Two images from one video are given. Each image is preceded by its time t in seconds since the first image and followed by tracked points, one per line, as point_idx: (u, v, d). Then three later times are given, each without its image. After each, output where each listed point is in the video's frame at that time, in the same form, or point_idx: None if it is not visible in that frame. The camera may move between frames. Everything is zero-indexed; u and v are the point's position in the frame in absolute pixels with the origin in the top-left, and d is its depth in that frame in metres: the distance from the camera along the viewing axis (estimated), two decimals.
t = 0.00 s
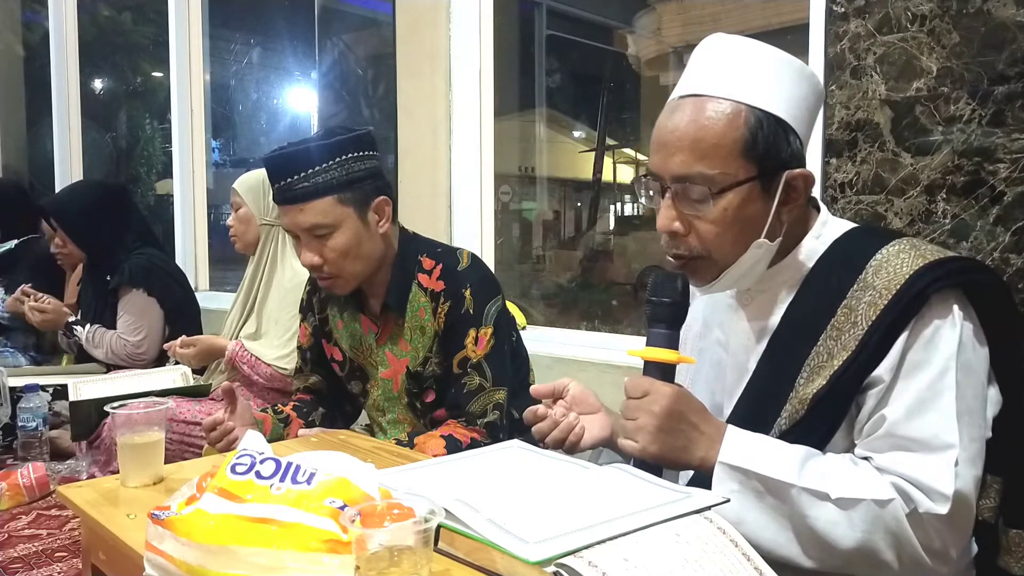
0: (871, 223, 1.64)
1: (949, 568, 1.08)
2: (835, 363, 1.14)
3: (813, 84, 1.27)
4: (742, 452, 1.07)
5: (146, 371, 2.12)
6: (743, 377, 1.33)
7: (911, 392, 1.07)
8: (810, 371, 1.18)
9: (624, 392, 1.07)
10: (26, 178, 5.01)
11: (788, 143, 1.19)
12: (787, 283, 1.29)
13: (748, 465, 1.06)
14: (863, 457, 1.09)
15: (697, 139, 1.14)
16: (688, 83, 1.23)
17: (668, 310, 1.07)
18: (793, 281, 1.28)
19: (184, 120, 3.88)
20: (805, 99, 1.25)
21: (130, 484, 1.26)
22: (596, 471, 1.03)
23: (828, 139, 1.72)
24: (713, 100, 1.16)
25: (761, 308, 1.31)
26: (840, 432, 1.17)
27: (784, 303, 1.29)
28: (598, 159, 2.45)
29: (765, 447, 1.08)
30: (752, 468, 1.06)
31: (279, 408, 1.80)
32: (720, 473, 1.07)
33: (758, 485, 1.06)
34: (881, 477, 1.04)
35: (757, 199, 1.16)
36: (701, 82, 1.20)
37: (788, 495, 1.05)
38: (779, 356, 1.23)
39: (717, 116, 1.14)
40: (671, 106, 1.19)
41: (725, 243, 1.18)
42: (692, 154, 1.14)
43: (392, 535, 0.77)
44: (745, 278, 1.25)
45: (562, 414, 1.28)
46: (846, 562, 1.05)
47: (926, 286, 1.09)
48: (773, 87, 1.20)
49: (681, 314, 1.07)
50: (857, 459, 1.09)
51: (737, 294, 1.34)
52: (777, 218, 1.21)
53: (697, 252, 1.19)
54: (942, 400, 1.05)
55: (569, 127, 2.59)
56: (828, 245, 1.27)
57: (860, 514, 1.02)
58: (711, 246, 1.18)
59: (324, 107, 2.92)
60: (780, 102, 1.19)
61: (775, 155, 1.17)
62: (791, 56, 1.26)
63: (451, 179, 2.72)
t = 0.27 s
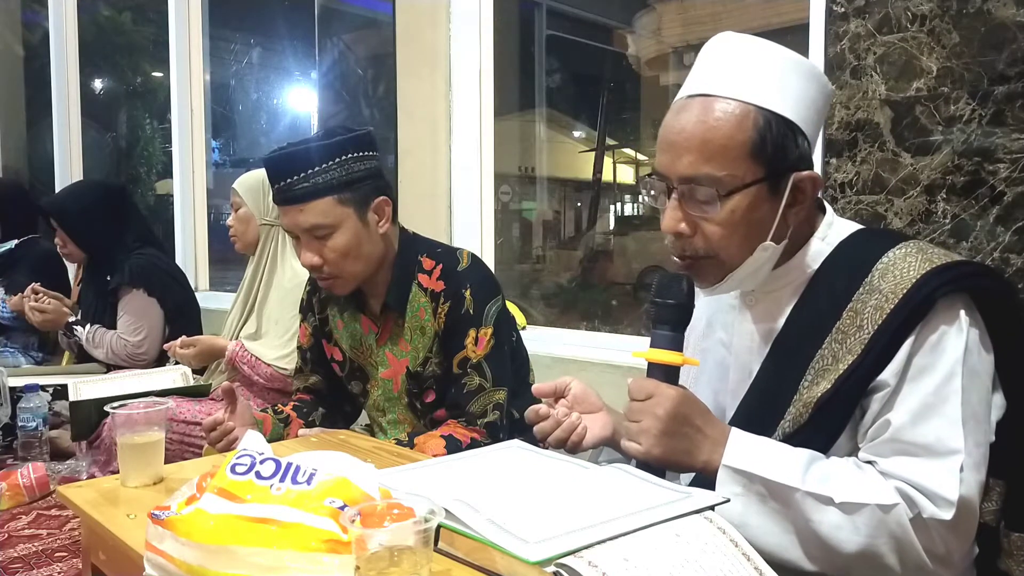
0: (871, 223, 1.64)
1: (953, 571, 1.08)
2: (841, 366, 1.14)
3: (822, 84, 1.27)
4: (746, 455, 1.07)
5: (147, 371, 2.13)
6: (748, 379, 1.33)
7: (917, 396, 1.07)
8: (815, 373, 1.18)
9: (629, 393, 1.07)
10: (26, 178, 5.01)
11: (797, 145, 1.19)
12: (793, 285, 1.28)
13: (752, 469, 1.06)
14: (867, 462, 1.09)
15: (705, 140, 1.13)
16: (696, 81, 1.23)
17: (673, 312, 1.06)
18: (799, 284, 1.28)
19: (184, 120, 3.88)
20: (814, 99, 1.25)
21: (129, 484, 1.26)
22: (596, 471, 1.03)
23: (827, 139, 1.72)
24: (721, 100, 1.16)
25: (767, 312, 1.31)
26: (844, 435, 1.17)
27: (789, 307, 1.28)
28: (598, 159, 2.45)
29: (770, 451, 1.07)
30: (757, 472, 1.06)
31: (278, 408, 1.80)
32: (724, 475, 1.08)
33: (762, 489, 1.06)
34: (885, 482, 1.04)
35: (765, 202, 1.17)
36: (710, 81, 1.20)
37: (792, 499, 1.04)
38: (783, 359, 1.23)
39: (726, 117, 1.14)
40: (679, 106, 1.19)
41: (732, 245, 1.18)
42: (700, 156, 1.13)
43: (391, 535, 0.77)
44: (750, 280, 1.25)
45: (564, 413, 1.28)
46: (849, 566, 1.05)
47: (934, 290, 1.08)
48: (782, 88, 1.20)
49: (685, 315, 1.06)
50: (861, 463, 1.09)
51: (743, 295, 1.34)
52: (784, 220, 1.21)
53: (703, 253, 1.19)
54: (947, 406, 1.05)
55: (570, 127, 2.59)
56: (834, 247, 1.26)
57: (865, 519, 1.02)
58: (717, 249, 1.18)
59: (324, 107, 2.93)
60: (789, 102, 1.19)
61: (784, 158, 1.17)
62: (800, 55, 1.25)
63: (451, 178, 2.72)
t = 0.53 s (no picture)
0: (871, 223, 1.64)
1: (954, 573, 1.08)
2: (844, 367, 1.14)
3: (824, 84, 1.27)
4: (748, 457, 1.07)
5: (147, 371, 2.13)
6: (750, 380, 1.33)
7: (920, 398, 1.07)
8: (818, 374, 1.18)
9: (630, 395, 1.08)
10: (26, 178, 5.01)
11: (800, 146, 1.19)
12: (796, 286, 1.28)
13: (754, 470, 1.06)
14: (869, 464, 1.09)
15: (709, 141, 1.13)
16: (699, 82, 1.22)
17: (676, 313, 1.05)
18: (802, 284, 1.27)
19: (184, 120, 3.88)
20: (817, 99, 1.25)
21: (129, 484, 1.26)
22: (596, 471, 1.03)
23: (827, 138, 1.72)
24: (724, 100, 1.15)
25: (771, 313, 1.31)
26: (846, 437, 1.17)
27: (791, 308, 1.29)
28: (598, 159, 2.45)
29: (772, 452, 1.07)
30: (759, 473, 1.06)
31: (279, 408, 1.80)
32: (726, 477, 1.08)
33: (764, 491, 1.06)
34: (888, 484, 1.04)
35: (769, 204, 1.17)
36: (713, 81, 1.20)
37: (794, 501, 1.04)
38: (784, 360, 1.23)
39: (730, 117, 1.13)
40: (682, 106, 1.18)
41: (736, 247, 1.18)
42: (704, 157, 1.13)
43: (392, 535, 0.77)
44: (753, 280, 1.25)
45: (566, 414, 1.28)
46: (851, 568, 1.05)
47: (939, 292, 1.08)
48: (785, 88, 1.20)
49: (689, 316, 1.06)
50: (863, 465, 1.09)
51: (746, 296, 1.34)
52: (788, 221, 1.21)
53: (706, 253, 1.20)
54: (950, 408, 1.05)
55: (570, 127, 2.59)
56: (837, 248, 1.26)
57: (867, 521, 1.02)
58: (720, 249, 1.19)
59: (325, 107, 2.93)
60: (792, 103, 1.19)
61: (788, 159, 1.16)
62: (802, 56, 1.25)
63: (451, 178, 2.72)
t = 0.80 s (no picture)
0: (871, 223, 1.64)
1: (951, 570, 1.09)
2: (839, 365, 1.14)
3: (819, 85, 1.27)
4: (745, 455, 1.07)
5: (147, 371, 2.13)
6: (748, 378, 1.33)
7: (915, 395, 1.07)
8: (814, 372, 1.18)
9: (628, 393, 1.07)
10: (26, 178, 5.01)
11: (794, 145, 1.19)
12: (791, 286, 1.28)
13: (751, 468, 1.06)
14: (866, 460, 1.09)
15: (703, 142, 1.13)
16: (694, 82, 1.23)
17: (673, 312, 1.05)
18: (798, 283, 1.28)
19: (184, 120, 3.88)
20: (811, 99, 1.25)
21: (129, 484, 1.26)
22: (596, 471, 1.03)
23: (828, 139, 1.72)
24: (718, 100, 1.16)
25: (765, 311, 1.31)
26: (843, 434, 1.17)
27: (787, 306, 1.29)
28: (598, 159, 2.45)
29: (769, 450, 1.07)
30: (756, 471, 1.06)
31: (279, 408, 1.80)
32: (724, 475, 1.07)
33: (762, 489, 1.06)
34: (884, 480, 1.04)
35: (763, 202, 1.17)
36: (707, 82, 1.20)
37: (791, 498, 1.04)
38: (782, 358, 1.23)
39: (723, 117, 1.13)
40: (676, 107, 1.19)
41: (730, 246, 1.18)
42: (698, 157, 1.13)
43: (392, 535, 0.77)
44: (749, 280, 1.25)
45: (564, 415, 1.28)
46: (849, 565, 1.05)
47: (932, 289, 1.08)
48: (780, 89, 1.20)
49: (686, 315, 1.06)
50: (860, 462, 1.09)
51: (741, 296, 1.34)
52: (782, 220, 1.21)
53: (701, 254, 1.20)
54: (945, 404, 1.05)
55: (570, 127, 2.59)
56: (832, 246, 1.27)
57: (864, 517, 1.02)
58: (716, 249, 1.18)
59: (325, 108, 2.93)
60: (787, 103, 1.19)
61: (781, 158, 1.17)
62: (797, 57, 1.25)
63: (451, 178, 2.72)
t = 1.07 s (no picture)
0: (871, 223, 1.63)
1: (947, 566, 1.09)
2: (830, 362, 1.14)
3: (805, 85, 1.27)
4: (738, 451, 1.07)
5: (147, 371, 2.13)
6: (742, 376, 1.33)
7: (906, 390, 1.07)
8: (807, 369, 1.18)
9: (621, 392, 1.07)
10: (26, 178, 5.01)
11: (780, 144, 1.18)
12: (782, 284, 1.28)
13: (745, 465, 1.06)
14: (859, 456, 1.09)
15: (689, 142, 1.14)
16: (680, 85, 1.23)
17: (665, 311, 1.06)
18: (788, 282, 1.28)
19: (184, 120, 3.88)
20: (798, 100, 1.25)
21: (129, 483, 1.26)
22: (596, 471, 1.03)
23: (828, 139, 1.73)
24: (704, 102, 1.16)
25: (757, 310, 1.31)
26: (837, 431, 1.17)
27: (780, 303, 1.28)
28: (598, 159, 2.45)
29: (763, 447, 1.07)
30: (749, 468, 1.06)
31: (279, 408, 1.80)
32: (718, 472, 1.07)
33: (756, 485, 1.06)
34: (877, 475, 1.04)
35: (750, 202, 1.17)
36: (694, 84, 1.20)
37: (785, 494, 1.04)
38: (776, 356, 1.22)
39: (710, 119, 1.14)
40: (663, 110, 1.19)
41: (719, 245, 1.18)
42: (685, 158, 1.14)
43: (392, 535, 0.77)
44: (741, 279, 1.25)
45: (561, 416, 1.28)
46: (845, 561, 1.05)
47: (921, 284, 1.09)
48: (766, 89, 1.20)
49: (678, 314, 1.07)
50: (853, 457, 1.09)
51: (734, 296, 1.34)
52: (771, 219, 1.21)
53: (692, 255, 1.20)
54: (936, 398, 1.05)
55: (569, 127, 2.59)
56: (822, 245, 1.27)
57: (857, 512, 1.02)
58: (705, 249, 1.18)
59: (325, 108, 2.93)
60: (773, 103, 1.19)
61: (767, 158, 1.17)
62: (783, 57, 1.25)
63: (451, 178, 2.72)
